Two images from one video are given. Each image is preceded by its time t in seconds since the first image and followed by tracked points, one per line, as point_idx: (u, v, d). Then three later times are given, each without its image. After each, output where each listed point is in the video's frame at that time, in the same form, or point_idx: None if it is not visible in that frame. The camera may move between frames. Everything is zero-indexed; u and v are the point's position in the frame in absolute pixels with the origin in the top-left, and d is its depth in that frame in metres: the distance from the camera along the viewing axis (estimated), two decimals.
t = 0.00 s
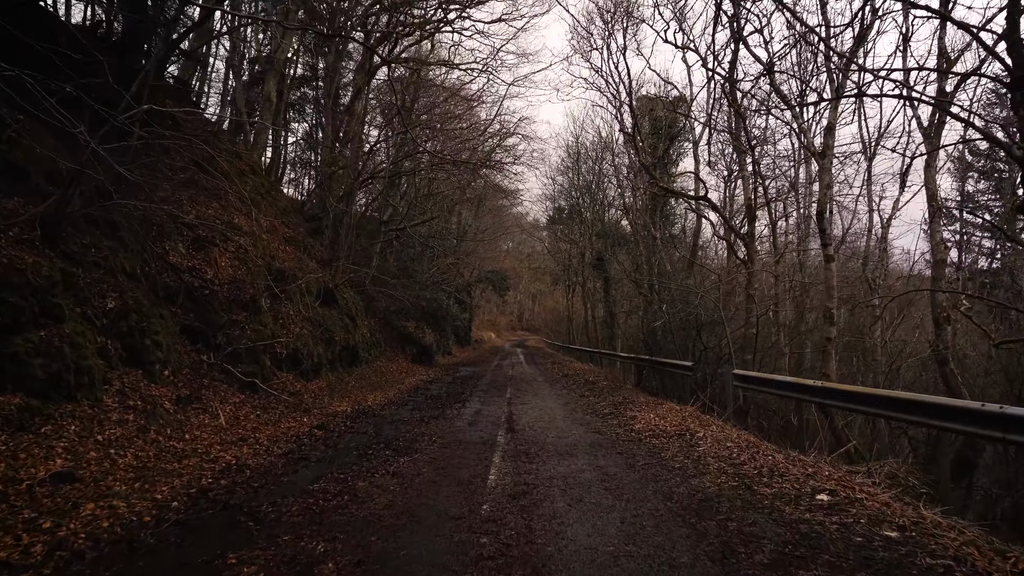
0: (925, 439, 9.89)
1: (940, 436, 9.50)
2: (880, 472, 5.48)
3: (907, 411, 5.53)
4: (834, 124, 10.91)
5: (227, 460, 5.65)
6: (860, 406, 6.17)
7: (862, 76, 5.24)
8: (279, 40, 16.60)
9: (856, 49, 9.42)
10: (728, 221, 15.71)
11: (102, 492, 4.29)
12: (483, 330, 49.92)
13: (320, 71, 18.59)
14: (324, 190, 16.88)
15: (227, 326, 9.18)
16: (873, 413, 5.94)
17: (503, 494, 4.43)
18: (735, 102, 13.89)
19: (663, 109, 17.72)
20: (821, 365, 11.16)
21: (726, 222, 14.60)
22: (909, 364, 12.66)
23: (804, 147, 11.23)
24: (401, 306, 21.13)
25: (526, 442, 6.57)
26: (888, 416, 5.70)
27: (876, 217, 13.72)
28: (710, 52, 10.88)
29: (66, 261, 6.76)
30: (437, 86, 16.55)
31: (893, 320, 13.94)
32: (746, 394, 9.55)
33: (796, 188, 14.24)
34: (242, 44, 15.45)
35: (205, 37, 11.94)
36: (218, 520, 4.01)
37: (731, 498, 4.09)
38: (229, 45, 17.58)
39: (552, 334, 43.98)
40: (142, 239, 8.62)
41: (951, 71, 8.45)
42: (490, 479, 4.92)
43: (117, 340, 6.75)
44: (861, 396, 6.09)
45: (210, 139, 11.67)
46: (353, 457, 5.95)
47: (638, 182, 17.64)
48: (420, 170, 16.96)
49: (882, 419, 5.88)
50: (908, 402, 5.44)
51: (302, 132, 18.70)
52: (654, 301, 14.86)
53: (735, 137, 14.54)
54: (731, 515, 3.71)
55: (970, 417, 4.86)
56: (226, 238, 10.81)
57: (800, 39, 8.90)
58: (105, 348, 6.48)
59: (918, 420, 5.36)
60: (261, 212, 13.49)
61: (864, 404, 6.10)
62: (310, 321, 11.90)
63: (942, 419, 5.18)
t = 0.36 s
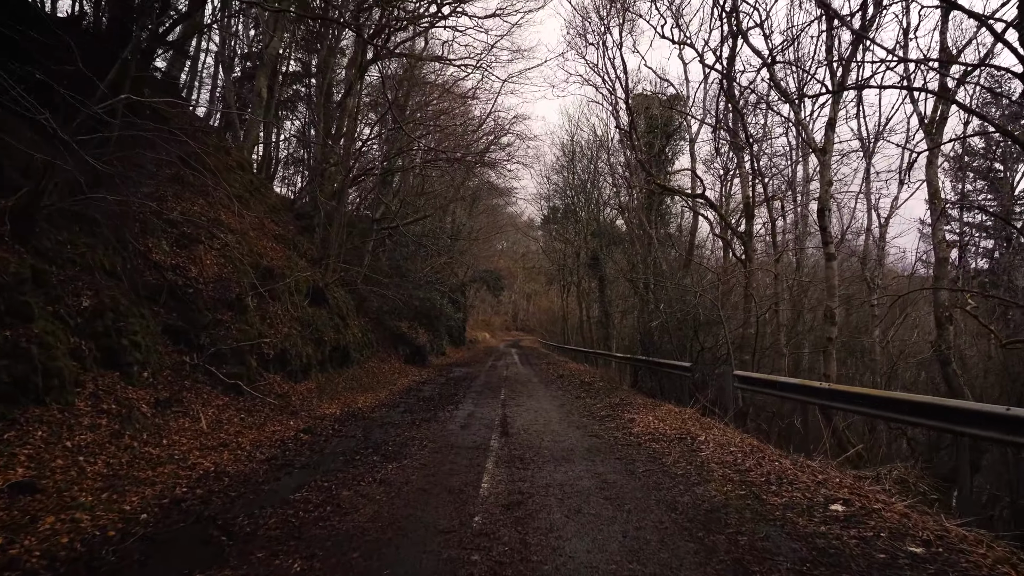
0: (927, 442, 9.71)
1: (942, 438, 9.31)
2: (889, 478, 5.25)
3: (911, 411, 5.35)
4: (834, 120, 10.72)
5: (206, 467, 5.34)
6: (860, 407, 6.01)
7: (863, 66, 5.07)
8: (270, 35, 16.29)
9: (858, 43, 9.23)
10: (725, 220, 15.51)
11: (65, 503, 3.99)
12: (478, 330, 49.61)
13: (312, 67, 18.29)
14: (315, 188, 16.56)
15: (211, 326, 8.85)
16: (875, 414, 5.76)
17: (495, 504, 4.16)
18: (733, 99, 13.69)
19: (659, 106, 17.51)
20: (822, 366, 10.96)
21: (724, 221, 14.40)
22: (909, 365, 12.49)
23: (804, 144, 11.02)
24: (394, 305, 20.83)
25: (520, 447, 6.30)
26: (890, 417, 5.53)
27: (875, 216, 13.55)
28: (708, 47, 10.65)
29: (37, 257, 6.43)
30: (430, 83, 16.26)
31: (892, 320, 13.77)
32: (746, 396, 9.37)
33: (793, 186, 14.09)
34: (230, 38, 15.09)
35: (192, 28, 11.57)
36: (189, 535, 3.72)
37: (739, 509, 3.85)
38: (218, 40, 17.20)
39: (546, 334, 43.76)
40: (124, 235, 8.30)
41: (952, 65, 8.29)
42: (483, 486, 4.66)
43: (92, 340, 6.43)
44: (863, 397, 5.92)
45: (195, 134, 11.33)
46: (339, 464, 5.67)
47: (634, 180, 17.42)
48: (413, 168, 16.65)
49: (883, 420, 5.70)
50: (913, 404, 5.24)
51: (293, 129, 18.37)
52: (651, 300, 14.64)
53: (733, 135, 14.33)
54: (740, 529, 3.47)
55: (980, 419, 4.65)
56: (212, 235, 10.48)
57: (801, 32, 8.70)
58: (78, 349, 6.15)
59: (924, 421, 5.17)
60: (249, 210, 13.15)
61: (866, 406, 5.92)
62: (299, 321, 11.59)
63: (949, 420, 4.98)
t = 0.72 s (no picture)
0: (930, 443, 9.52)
1: (946, 440, 9.09)
2: (898, 484, 5.04)
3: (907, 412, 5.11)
4: (835, 113, 10.48)
5: (179, 477, 5.02)
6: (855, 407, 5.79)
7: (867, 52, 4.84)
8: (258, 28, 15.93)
9: (860, 34, 9.00)
10: (722, 218, 15.29)
11: (18, 521, 3.67)
12: (472, 329, 49.29)
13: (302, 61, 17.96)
14: (305, 184, 16.19)
15: (193, 326, 8.50)
16: (871, 415, 5.53)
17: (486, 517, 3.87)
18: (732, 93, 13.41)
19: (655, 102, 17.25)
20: (824, 365, 10.69)
21: (721, 219, 14.16)
22: (910, 365, 12.29)
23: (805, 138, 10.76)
24: (386, 304, 20.49)
25: (514, 452, 6.02)
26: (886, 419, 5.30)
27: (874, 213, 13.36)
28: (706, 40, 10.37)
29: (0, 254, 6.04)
30: (423, 78, 15.92)
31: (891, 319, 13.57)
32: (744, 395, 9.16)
33: (791, 182, 13.88)
34: (217, 29, 14.65)
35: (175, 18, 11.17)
36: (153, 555, 3.41)
37: (748, 523, 3.62)
38: (205, 32, 16.74)
39: (541, 333, 43.51)
40: (100, 231, 7.94)
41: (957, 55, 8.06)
42: (473, 496, 4.38)
43: (61, 341, 6.07)
44: (857, 397, 5.70)
45: (178, 126, 10.92)
46: (323, 472, 5.36)
47: (629, 177, 17.18)
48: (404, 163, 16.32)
49: (880, 421, 5.48)
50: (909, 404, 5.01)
51: (283, 124, 17.95)
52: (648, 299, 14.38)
53: (731, 130, 14.08)
54: (751, 547, 3.20)
55: (979, 420, 4.42)
56: (195, 231, 10.11)
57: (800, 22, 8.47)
58: (44, 350, 5.79)
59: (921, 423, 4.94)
60: (236, 206, 12.77)
61: (861, 406, 5.70)
62: (287, 320, 11.25)
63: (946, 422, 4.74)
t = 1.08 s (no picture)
0: (939, 447, 9.28)
1: (958, 444, 8.86)
2: (919, 492, 4.79)
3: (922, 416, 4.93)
4: (844, 109, 10.23)
5: (159, 485, 4.72)
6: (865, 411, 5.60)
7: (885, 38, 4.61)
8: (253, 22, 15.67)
9: (871, 26, 8.75)
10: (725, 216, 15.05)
11: None
12: (471, 329, 49.02)
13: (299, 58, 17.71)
14: (301, 181, 15.92)
15: (182, 325, 8.21)
16: (881, 419, 5.34)
17: (485, 531, 3.60)
18: (736, 89, 13.16)
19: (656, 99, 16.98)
20: (831, 367, 10.43)
21: (725, 217, 13.92)
22: (916, 366, 12.07)
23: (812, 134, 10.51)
24: (384, 303, 20.23)
25: (514, 457, 5.74)
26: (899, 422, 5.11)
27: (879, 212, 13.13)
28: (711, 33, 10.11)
29: None
30: (422, 74, 15.68)
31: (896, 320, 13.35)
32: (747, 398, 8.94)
33: (795, 180, 13.63)
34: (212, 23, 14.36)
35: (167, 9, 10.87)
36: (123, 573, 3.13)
37: (769, 538, 3.35)
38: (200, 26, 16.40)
39: (540, 333, 43.29)
40: (86, 227, 7.64)
41: (970, 48, 7.83)
42: (472, 507, 4.10)
43: (39, 340, 5.78)
44: (870, 400, 5.48)
45: (169, 120, 10.61)
46: (313, 479, 5.09)
47: (630, 175, 16.93)
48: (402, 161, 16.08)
49: (891, 424, 5.27)
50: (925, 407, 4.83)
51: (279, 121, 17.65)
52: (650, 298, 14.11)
53: (735, 128, 13.84)
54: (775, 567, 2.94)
55: (1005, 425, 4.21)
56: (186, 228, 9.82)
57: (809, 14, 8.23)
58: (20, 350, 5.48)
59: (938, 427, 4.75)
60: (230, 203, 12.48)
61: (872, 409, 5.49)
62: (281, 320, 10.97)
63: (967, 426, 4.55)
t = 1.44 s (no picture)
0: (952, 451, 9.01)
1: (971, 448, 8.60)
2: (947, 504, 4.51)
3: (933, 419, 4.66)
4: (853, 103, 9.96)
5: (138, 497, 4.43)
6: (873, 414, 5.33)
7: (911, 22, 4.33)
8: (249, 16, 15.37)
9: (883, 17, 8.46)
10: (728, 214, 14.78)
11: None
12: (470, 329, 48.74)
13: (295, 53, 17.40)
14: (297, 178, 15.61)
15: (171, 325, 7.92)
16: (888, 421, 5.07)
17: (486, 550, 3.32)
18: (741, 85, 12.88)
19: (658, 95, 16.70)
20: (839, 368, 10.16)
21: (729, 215, 13.65)
22: (924, 367, 11.82)
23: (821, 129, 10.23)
24: (381, 303, 19.94)
25: (515, 464, 5.45)
26: (908, 426, 4.85)
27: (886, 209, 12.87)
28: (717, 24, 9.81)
29: None
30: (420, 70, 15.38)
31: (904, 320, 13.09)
32: (752, 400, 8.70)
33: (801, 177, 13.37)
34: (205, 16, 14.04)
35: None
36: None
37: (796, 560, 3.07)
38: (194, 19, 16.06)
39: (540, 333, 43.05)
40: (69, 223, 7.33)
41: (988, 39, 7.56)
42: (472, 522, 3.82)
43: (15, 342, 5.48)
44: (878, 402, 5.21)
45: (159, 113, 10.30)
46: (303, 489, 4.81)
47: (632, 172, 16.64)
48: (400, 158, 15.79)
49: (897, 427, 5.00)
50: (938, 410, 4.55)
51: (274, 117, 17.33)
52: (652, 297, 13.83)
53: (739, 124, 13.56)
54: None
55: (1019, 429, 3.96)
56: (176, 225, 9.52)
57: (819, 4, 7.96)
58: None
59: (949, 431, 4.49)
60: (222, 200, 12.17)
61: (880, 411, 5.22)
62: (274, 319, 10.68)
63: (979, 430, 4.29)
